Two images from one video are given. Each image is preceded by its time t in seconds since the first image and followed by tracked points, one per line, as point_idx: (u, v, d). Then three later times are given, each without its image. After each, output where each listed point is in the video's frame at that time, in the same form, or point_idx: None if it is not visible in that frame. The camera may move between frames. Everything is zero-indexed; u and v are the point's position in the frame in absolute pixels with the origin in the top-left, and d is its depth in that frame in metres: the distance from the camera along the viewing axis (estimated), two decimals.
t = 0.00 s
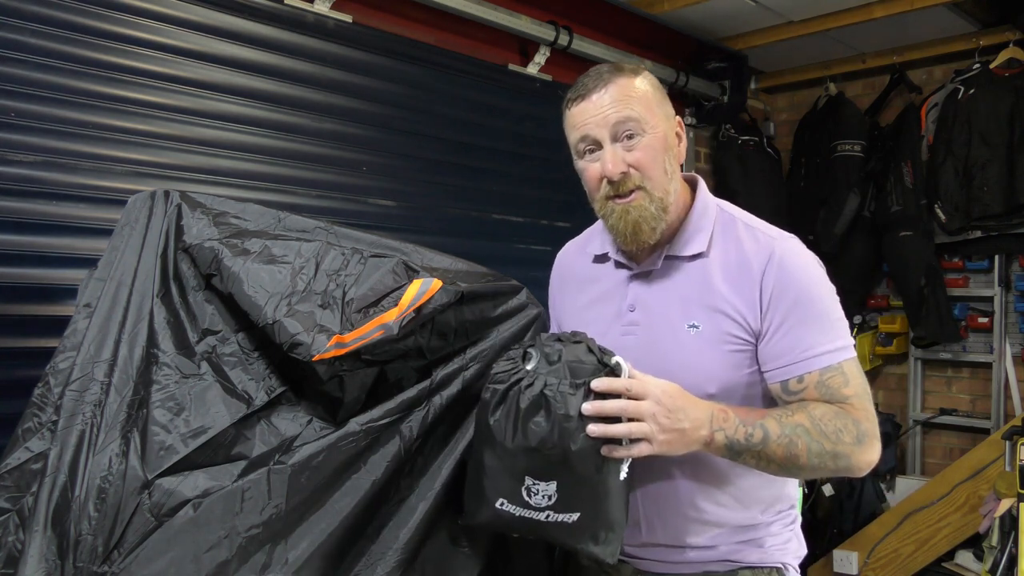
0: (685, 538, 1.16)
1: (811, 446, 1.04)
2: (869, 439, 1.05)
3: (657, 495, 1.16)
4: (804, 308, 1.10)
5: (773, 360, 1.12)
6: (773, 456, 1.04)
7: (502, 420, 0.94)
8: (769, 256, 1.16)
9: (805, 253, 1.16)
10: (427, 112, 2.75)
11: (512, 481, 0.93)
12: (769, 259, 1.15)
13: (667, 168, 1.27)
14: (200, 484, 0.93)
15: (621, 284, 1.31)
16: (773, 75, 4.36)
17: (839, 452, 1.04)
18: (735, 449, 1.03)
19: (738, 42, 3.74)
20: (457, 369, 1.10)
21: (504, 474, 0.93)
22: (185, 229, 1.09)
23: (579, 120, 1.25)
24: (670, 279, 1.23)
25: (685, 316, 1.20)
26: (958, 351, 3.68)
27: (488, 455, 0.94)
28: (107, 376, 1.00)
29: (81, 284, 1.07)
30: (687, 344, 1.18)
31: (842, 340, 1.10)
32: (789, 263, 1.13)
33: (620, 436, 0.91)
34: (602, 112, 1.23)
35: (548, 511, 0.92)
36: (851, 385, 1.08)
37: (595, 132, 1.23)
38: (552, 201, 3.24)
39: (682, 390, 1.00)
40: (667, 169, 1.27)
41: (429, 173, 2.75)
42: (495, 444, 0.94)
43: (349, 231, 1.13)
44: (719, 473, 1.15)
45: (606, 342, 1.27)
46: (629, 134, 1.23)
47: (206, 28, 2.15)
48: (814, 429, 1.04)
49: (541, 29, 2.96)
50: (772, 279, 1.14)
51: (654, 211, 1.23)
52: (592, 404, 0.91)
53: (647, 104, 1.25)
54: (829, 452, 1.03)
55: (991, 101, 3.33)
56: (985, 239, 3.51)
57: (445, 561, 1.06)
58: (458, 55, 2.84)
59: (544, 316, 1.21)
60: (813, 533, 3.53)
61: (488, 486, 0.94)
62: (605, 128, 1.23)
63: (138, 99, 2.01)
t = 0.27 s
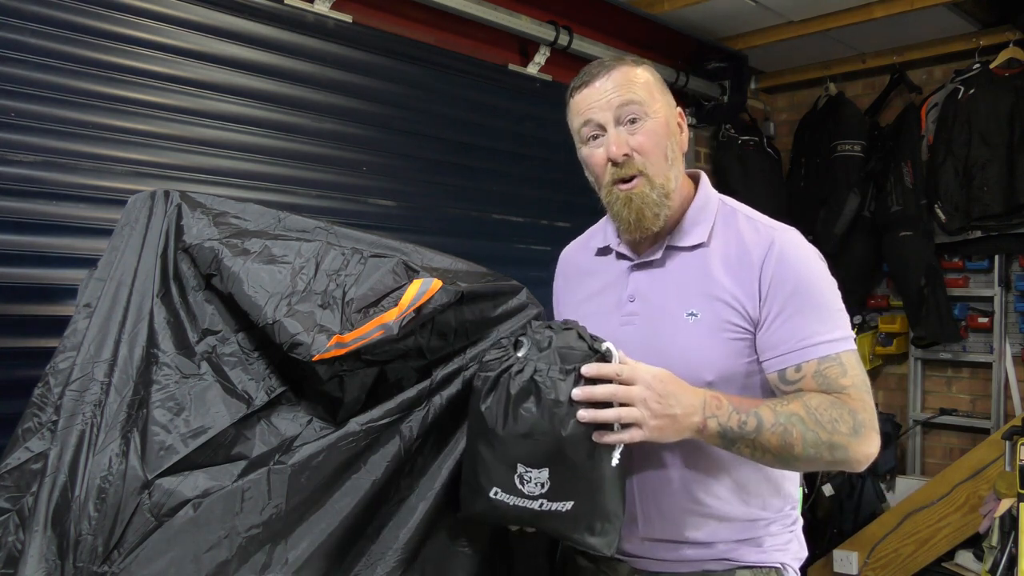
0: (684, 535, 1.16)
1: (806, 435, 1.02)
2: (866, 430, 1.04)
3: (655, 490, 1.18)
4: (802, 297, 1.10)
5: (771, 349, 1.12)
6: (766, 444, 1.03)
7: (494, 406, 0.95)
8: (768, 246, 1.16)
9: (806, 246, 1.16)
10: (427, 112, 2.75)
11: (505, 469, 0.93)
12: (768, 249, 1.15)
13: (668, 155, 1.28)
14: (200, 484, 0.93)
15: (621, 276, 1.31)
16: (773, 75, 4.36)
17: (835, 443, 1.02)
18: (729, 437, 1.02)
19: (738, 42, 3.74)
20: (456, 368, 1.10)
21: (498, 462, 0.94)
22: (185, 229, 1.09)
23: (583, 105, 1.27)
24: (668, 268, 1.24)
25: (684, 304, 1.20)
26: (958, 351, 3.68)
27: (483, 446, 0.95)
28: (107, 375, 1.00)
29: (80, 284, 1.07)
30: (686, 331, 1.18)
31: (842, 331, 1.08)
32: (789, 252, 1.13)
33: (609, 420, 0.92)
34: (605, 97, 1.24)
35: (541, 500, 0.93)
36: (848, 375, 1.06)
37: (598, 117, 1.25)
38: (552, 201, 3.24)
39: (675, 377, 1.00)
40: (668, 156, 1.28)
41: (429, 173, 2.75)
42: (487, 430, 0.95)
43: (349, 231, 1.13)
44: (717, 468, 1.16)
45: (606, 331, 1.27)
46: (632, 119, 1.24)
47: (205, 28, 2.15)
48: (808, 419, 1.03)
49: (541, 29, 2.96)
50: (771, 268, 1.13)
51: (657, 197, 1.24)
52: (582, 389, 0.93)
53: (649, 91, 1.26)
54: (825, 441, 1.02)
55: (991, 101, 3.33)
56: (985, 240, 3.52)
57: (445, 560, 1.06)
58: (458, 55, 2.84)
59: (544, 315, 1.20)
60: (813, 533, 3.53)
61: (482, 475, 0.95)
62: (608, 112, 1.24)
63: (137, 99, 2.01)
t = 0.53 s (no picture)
0: (686, 536, 1.17)
1: (807, 439, 1.03)
2: (867, 431, 1.04)
3: (656, 492, 1.18)
4: (802, 299, 1.10)
5: (771, 352, 1.12)
6: (767, 448, 1.04)
7: (493, 413, 0.95)
8: (767, 248, 1.15)
9: (806, 247, 1.16)
10: (427, 112, 2.75)
11: (504, 473, 0.93)
12: (767, 250, 1.15)
13: (659, 162, 1.27)
14: (200, 484, 0.93)
15: (622, 279, 1.31)
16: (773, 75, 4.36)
17: (837, 445, 1.02)
18: (729, 442, 1.03)
19: (738, 42, 3.74)
20: (456, 368, 1.10)
21: (497, 466, 0.93)
22: (185, 229, 1.09)
23: (571, 118, 1.26)
24: (668, 271, 1.24)
25: (683, 308, 1.20)
26: (958, 351, 3.68)
27: (482, 451, 0.94)
28: (107, 376, 1.00)
29: (81, 284, 1.07)
30: (685, 335, 1.18)
31: (842, 333, 1.08)
32: (787, 255, 1.13)
33: (609, 429, 0.91)
34: (592, 109, 1.23)
35: (540, 505, 0.92)
36: (850, 377, 1.06)
37: (587, 129, 1.24)
38: (552, 201, 3.24)
39: (674, 384, 1.00)
40: (659, 163, 1.27)
41: (429, 173, 2.75)
42: (486, 436, 0.94)
43: (350, 231, 1.13)
44: (717, 471, 1.16)
45: (607, 335, 1.27)
46: (620, 130, 1.23)
47: (205, 28, 2.15)
48: (809, 422, 1.03)
49: (541, 29, 2.96)
50: (770, 269, 1.14)
51: (648, 205, 1.23)
52: (581, 397, 0.91)
53: (637, 99, 1.25)
54: (826, 445, 1.02)
55: (991, 101, 3.33)
56: (985, 239, 3.51)
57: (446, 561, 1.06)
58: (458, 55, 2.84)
59: (544, 316, 1.21)
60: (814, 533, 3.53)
61: (482, 478, 0.94)
62: (596, 124, 1.23)
63: (137, 99, 2.01)
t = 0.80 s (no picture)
0: (689, 542, 1.16)
1: (812, 454, 1.03)
2: (872, 443, 1.04)
3: (661, 499, 1.17)
4: (805, 311, 1.10)
5: (775, 365, 1.12)
6: (774, 464, 1.04)
7: (500, 440, 0.94)
8: (770, 259, 1.15)
9: (808, 256, 1.16)
10: (427, 112, 2.75)
11: (512, 497, 0.93)
12: (770, 262, 1.15)
13: (659, 175, 1.26)
14: (200, 484, 0.93)
15: (624, 292, 1.31)
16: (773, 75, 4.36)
17: (842, 458, 1.03)
18: (736, 460, 1.02)
19: (738, 42, 3.74)
20: (456, 369, 1.10)
21: (505, 490, 0.93)
22: (185, 229, 1.09)
23: (569, 134, 1.24)
24: (673, 287, 1.24)
25: (685, 321, 1.20)
26: (958, 351, 3.68)
27: (488, 471, 0.95)
28: (107, 375, 1.00)
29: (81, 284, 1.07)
30: (688, 349, 1.19)
31: (845, 344, 1.09)
32: (789, 266, 1.13)
33: (618, 455, 0.90)
34: (590, 125, 1.21)
35: (550, 526, 0.92)
36: (853, 390, 1.06)
37: (585, 146, 1.22)
38: (552, 201, 3.24)
39: (681, 404, 1.00)
40: (659, 176, 1.26)
41: (429, 173, 2.75)
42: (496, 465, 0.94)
43: (350, 231, 1.13)
44: (722, 477, 1.15)
45: (610, 347, 1.27)
46: (620, 146, 1.22)
47: (205, 28, 2.15)
48: (814, 437, 1.03)
49: (541, 29, 2.96)
50: (772, 282, 1.14)
51: (649, 220, 1.24)
52: (588, 423, 0.89)
53: (635, 113, 1.24)
54: (832, 458, 1.02)
55: (991, 101, 3.33)
56: (985, 240, 3.51)
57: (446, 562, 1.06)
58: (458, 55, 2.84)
59: (545, 317, 1.21)
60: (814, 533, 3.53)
61: (490, 500, 0.95)
62: (595, 141, 1.21)
63: (137, 99, 2.01)
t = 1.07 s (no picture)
0: (692, 541, 1.16)
1: (817, 454, 1.04)
2: (875, 444, 1.06)
3: (664, 499, 1.17)
4: (810, 311, 1.10)
5: (780, 364, 1.12)
6: (779, 464, 1.04)
7: (505, 439, 0.93)
8: (774, 259, 1.15)
9: (812, 256, 1.16)
10: (427, 112, 2.75)
11: (516, 496, 0.93)
12: (775, 261, 1.15)
13: (667, 174, 1.27)
14: (200, 484, 0.93)
15: (628, 290, 1.31)
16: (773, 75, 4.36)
17: (846, 459, 1.04)
18: (742, 460, 1.03)
19: (738, 42, 3.74)
20: (456, 368, 1.10)
21: (510, 489, 0.93)
22: (185, 229, 1.09)
23: (577, 130, 1.25)
24: (677, 285, 1.23)
25: (690, 320, 1.20)
26: (958, 351, 3.68)
27: (492, 469, 0.94)
28: (107, 376, 1.00)
29: (81, 284, 1.07)
30: (692, 349, 1.19)
31: (849, 344, 1.09)
32: (795, 266, 1.13)
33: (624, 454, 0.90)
34: (599, 121, 1.22)
35: (554, 525, 0.91)
36: (857, 391, 1.08)
37: (594, 142, 1.23)
38: (552, 201, 3.24)
39: (687, 404, 1.00)
40: (667, 175, 1.26)
41: (429, 173, 2.75)
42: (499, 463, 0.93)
43: (350, 231, 1.13)
44: (725, 477, 1.15)
45: (613, 346, 1.27)
46: (628, 142, 1.22)
47: (205, 28, 2.15)
48: (820, 437, 1.04)
49: (541, 29, 2.96)
50: (778, 282, 1.14)
51: (657, 218, 1.24)
52: (595, 422, 0.90)
53: (644, 110, 1.24)
54: (836, 459, 1.03)
55: (991, 101, 3.33)
56: (984, 240, 3.51)
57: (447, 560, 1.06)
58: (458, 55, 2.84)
59: (545, 317, 1.21)
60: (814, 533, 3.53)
61: (493, 498, 0.94)
62: (603, 137, 1.22)
63: (138, 99, 2.01)
